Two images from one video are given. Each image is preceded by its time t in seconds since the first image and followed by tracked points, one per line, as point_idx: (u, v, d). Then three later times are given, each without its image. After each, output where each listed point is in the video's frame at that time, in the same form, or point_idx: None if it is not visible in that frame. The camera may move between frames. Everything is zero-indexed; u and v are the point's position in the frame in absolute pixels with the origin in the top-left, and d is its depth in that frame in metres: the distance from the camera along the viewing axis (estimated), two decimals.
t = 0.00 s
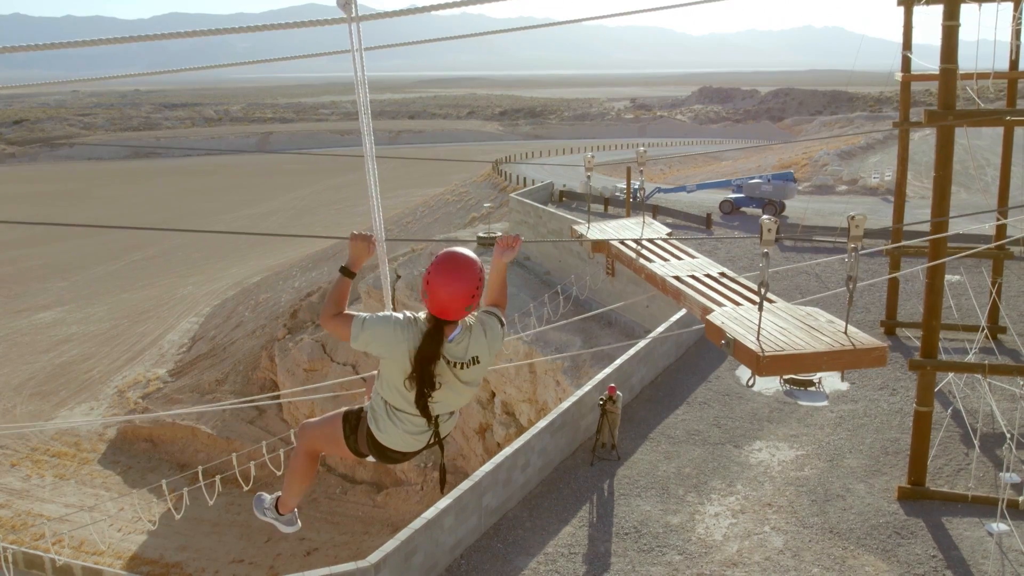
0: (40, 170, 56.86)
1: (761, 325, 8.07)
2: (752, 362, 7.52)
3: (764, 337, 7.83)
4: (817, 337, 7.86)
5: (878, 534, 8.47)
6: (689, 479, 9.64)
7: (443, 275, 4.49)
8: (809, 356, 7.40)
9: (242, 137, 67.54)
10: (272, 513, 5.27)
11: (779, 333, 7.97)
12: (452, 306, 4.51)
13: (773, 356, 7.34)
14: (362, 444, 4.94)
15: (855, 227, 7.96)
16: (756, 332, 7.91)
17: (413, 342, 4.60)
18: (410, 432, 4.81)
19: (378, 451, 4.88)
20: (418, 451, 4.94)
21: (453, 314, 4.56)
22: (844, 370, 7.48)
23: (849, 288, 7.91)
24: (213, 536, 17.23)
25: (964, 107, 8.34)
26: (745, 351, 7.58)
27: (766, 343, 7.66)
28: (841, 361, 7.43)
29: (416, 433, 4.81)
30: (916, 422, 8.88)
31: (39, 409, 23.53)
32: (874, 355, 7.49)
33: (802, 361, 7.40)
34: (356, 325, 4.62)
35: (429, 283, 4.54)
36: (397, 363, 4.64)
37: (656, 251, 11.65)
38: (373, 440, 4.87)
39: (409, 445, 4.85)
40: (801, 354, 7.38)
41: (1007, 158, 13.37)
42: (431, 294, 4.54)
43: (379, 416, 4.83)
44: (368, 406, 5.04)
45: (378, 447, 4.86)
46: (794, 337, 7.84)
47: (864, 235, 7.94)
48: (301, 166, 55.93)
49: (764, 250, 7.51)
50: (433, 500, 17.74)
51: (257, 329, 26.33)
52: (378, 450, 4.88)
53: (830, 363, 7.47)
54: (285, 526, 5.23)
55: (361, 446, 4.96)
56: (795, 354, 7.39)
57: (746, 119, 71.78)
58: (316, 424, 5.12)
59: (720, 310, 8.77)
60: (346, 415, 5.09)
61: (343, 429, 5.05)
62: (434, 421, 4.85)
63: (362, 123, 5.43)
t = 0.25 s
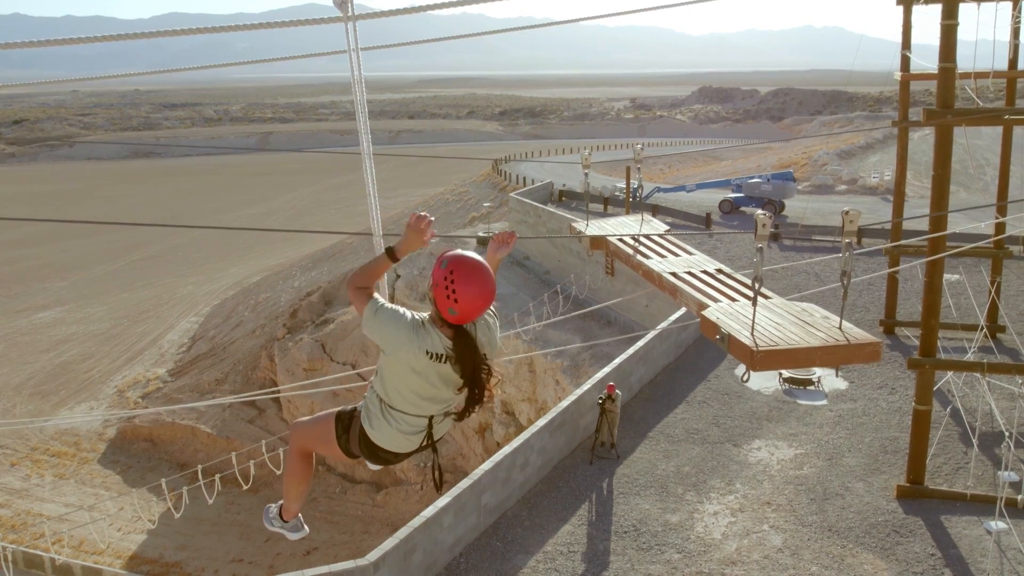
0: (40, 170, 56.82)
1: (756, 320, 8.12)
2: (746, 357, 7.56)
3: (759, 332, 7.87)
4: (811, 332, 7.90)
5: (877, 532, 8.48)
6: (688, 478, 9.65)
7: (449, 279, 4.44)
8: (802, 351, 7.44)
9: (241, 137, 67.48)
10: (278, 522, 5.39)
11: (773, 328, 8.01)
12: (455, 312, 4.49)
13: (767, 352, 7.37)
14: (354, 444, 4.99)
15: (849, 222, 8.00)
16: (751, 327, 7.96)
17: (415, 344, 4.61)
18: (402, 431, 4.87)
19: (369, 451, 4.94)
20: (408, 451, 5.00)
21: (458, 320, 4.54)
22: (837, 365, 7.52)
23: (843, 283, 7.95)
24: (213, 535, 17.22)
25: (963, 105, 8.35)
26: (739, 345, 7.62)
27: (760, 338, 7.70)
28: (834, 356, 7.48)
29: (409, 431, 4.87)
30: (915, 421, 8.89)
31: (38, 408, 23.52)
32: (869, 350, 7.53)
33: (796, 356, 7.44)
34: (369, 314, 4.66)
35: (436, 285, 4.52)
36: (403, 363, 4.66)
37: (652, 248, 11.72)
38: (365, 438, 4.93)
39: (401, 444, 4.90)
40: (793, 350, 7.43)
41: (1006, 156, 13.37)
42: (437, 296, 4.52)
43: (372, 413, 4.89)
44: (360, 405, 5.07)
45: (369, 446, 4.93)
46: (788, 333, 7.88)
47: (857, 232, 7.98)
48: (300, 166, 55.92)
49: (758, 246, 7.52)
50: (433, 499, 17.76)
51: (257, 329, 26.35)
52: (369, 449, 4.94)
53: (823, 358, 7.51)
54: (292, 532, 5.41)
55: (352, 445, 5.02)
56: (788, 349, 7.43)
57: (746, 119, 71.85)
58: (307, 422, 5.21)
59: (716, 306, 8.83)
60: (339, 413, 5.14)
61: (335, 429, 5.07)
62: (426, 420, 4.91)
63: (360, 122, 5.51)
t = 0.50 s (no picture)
0: (40, 170, 56.78)
1: (754, 317, 8.14)
2: (744, 353, 7.59)
3: (757, 328, 7.89)
4: (809, 328, 7.92)
5: (877, 531, 8.48)
6: (688, 477, 9.65)
7: (457, 276, 4.59)
8: (801, 348, 7.45)
9: (242, 138, 67.43)
10: (268, 535, 5.40)
11: (772, 324, 8.03)
12: (462, 309, 4.62)
13: (765, 348, 7.41)
14: (347, 440, 5.08)
15: (847, 218, 8.07)
16: (749, 324, 7.98)
17: (421, 340, 4.75)
18: (398, 427, 5.00)
19: (362, 448, 5.04)
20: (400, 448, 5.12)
21: (463, 317, 4.68)
22: (836, 362, 7.50)
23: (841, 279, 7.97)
24: (213, 535, 17.22)
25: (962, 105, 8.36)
26: (738, 341, 7.64)
27: (758, 334, 7.72)
28: (833, 352, 7.46)
29: (404, 428, 5.00)
30: (914, 420, 8.89)
31: (38, 408, 23.53)
32: (867, 346, 7.51)
33: (794, 352, 7.45)
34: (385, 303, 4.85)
35: (445, 282, 4.65)
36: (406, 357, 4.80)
37: (650, 245, 11.77)
38: (360, 435, 5.04)
39: (395, 440, 5.03)
40: (792, 346, 7.44)
41: (1006, 156, 13.37)
42: (445, 292, 4.66)
43: (368, 408, 5.00)
44: (355, 401, 5.18)
45: (362, 443, 5.04)
46: (787, 329, 7.91)
47: (855, 228, 8.09)
48: (300, 167, 55.90)
49: (757, 242, 7.54)
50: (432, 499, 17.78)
51: (257, 329, 26.35)
52: (362, 445, 5.04)
53: (822, 355, 7.51)
54: (280, 545, 5.36)
55: (346, 443, 5.10)
56: (786, 345, 7.45)
57: (746, 119, 71.88)
58: (296, 428, 5.26)
59: (715, 303, 8.87)
60: (331, 412, 5.23)
61: (328, 426, 5.17)
62: (422, 416, 5.04)
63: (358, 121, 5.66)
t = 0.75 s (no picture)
0: (40, 170, 56.78)
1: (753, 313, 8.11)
2: (743, 349, 7.56)
3: (756, 325, 7.87)
4: (809, 326, 7.88)
5: (876, 530, 8.48)
6: (687, 476, 9.66)
7: (472, 274, 4.68)
8: (800, 344, 7.41)
9: (242, 138, 67.42)
10: (232, 546, 5.44)
11: (771, 321, 8.00)
12: (475, 309, 4.71)
13: (764, 344, 7.38)
14: (335, 438, 5.10)
15: (846, 215, 8.02)
16: (748, 320, 7.96)
17: (430, 337, 4.77)
18: (393, 422, 5.05)
19: (353, 445, 5.07)
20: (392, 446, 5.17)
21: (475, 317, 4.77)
22: (837, 359, 7.45)
23: (841, 277, 7.94)
24: (212, 534, 17.22)
25: (962, 104, 8.37)
26: (737, 338, 7.60)
27: (757, 331, 7.69)
28: (833, 350, 7.42)
29: (399, 423, 5.05)
30: (913, 419, 8.89)
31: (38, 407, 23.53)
32: (868, 344, 7.46)
33: (794, 349, 7.40)
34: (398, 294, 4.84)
35: (459, 280, 4.74)
36: (412, 353, 4.83)
37: (648, 242, 11.78)
38: (351, 431, 5.07)
39: (389, 435, 5.08)
40: (792, 343, 7.39)
41: (1005, 155, 13.36)
42: (460, 290, 4.74)
43: (363, 403, 5.03)
44: (346, 397, 5.20)
45: (355, 439, 5.07)
46: (786, 326, 7.87)
47: (854, 224, 8.01)
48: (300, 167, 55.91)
49: (756, 240, 7.44)
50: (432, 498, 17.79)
51: (256, 328, 26.36)
52: (352, 442, 5.07)
53: (822, 352, 7.46)
54: (244, 555, 5.44)
55: (334, 440, 5.12)
56: (786, 342, 7.40)
57: (746, 119, 71.90)
58: (281, 427, 5.25)
59: (713, 299, 8.84)
60: (318, 409, 5.24)
61: (315, 424, 5.18)
62: (417, 412, 5.08)
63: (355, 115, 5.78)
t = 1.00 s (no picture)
0: (41, 169, 56.79)
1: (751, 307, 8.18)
2: (740, 343, 7.61)
3: (753, 319, 7.92)
4: (806, 319, 7.94)
5: (876, 529, 8.48)
6: (686, 475, 9.66)
7: (490, 285, 4.74)
8: (796, 338, 7.47)
9: (242, 138, 67.43)
10: (197, 545, 5.39)
11: (768, 315, 8.06)
12: (491, 320, 4.76)
13: (761, 337, 7.42)
14: (329, 435, 5.09)
15: (845, 208, 8.08)
16: (745, 314, 8.02)
17: (447, 346, 4.88)
18: (392, 419, 5.13)
19: (349, 442, 5.07)
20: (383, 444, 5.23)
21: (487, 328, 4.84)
22: (833, 352, 7.55)
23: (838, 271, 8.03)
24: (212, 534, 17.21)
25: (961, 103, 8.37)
26: (734, 331, 7.66)
27: (754, 324, 7.74)
28: (830, 343, 7.51)
29: (398, 421, 5.14)
30: (913, 418, 8.90)
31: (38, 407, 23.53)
32: (864, 337, 7.58)
33: (790, 342, 7.47)
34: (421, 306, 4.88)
35: (475, 291, 4.78)
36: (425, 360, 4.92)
37: (647, 240, 11.85)
38: (348, 426, 5.09)
39: (386, 432, 5.16)
40: (789, 336, 7.45)
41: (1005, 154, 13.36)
42: (476, 301, 4.79)
43: (363, 400, 5.06)
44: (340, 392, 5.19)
45: (352, 436, 5.08)
46: (783, 319, 7.93)
47: (853, 218, 8.08)
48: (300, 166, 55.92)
49: (753, 233, 7.52)
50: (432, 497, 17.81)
51: (256, 328, 26.37)
52: (348, 438, 5.08)
53: (818, 345, 7.53)
54: (212, 554, 5.42)
55: (327, 437, 5.11)
56: (783, 335, 7.46)
57: (746, 118, 71.91)
58: (270, 423, 5.19)
59: (711, 294, 8.92)
60: (308, 406, 5.22)
61: (307, 420, 5.16)
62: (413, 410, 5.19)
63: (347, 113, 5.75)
